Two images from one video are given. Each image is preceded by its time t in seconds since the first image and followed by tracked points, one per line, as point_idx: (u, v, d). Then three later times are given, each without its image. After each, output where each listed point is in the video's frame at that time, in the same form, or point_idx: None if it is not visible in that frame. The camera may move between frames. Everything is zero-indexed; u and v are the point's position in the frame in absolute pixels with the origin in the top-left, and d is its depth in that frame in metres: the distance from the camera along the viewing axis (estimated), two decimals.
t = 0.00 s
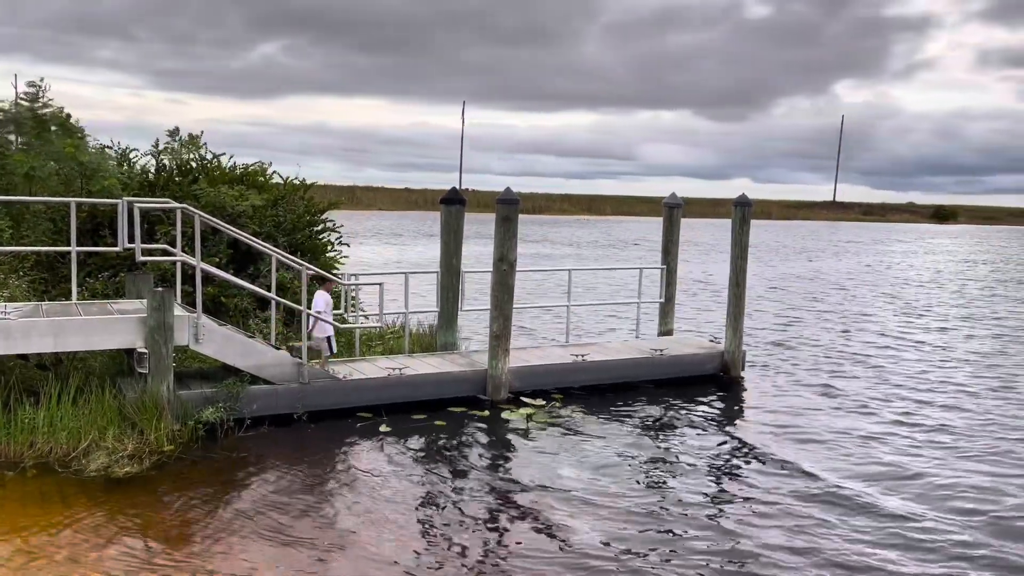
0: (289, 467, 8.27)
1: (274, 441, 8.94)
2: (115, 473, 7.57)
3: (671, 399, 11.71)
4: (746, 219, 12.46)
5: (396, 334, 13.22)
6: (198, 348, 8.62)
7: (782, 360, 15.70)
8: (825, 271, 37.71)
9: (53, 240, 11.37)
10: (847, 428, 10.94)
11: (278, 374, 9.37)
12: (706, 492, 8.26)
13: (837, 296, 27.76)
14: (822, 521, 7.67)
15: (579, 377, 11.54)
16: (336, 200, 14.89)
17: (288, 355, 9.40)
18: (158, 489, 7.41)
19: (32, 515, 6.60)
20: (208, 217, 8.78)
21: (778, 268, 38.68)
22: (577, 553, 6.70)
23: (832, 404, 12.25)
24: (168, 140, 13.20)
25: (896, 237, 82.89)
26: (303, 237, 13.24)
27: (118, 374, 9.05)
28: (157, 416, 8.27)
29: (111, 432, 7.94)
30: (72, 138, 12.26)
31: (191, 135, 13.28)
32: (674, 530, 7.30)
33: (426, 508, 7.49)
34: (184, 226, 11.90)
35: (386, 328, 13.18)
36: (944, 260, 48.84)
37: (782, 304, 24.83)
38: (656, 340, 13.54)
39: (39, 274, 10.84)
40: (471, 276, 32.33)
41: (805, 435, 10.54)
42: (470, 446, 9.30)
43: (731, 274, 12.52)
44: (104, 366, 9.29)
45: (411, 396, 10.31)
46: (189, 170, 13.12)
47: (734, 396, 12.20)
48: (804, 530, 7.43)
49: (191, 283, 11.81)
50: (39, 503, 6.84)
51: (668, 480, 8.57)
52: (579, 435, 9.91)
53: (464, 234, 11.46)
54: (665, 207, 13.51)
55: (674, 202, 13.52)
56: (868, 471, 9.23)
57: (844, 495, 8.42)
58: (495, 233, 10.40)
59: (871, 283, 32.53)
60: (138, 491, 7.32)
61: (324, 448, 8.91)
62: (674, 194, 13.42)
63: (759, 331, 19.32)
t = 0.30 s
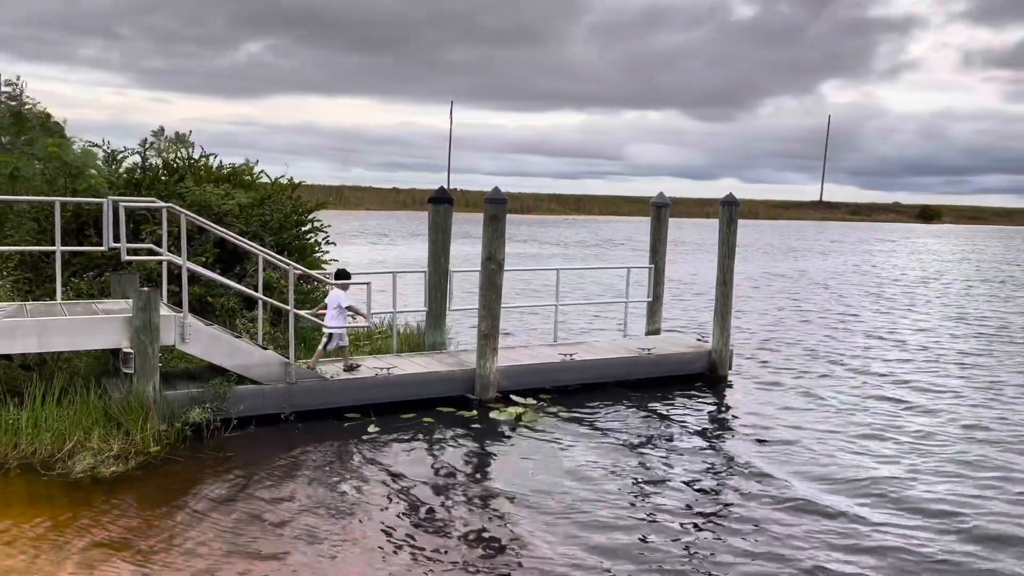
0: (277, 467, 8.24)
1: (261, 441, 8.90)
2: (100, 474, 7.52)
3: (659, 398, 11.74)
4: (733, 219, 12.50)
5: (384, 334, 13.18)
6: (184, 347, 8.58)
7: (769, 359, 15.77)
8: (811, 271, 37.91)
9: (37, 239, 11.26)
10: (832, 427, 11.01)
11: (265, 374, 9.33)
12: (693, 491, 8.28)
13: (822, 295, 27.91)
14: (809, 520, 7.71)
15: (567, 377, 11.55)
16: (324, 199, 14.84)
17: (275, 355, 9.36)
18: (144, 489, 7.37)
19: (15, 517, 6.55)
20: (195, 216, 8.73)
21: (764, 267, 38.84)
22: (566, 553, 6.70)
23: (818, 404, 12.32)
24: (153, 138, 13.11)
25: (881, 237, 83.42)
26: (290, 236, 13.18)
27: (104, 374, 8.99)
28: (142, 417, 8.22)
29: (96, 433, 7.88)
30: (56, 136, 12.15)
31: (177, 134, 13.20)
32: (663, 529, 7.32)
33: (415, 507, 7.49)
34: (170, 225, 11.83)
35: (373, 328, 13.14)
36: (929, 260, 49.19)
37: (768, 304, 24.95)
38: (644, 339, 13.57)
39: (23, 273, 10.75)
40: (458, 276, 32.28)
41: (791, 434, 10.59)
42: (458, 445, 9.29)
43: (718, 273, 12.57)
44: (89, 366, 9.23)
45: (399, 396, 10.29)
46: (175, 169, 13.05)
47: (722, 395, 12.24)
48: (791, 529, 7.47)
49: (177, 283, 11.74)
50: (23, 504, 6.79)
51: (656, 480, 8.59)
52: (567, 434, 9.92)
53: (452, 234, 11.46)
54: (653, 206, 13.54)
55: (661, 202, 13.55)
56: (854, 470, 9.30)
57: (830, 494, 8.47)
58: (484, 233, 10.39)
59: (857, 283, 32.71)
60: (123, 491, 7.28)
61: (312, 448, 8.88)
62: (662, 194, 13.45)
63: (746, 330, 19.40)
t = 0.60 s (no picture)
0: (265, 468, 8.22)
1: (248, 442, 8.87)
2: (86, 475, 7.49)
3: (647, 397, 11.77)
4: (720, 218, 12.55)
5: (372, 334, 13.15)
6: (170, 348, 8.54)
7: (755, 358, 15.84)
8: (797, 270, 38.09)
9: (21, 240, 11.17)
10: (819, 426, 11.08)
11: (252, 374, 9.29)
12: (681, 490, 8.32)
13: (809, 295, 28.04)
14: (797, 518, 7.75)
15: (555, 376, 11.56)
16: (311, 199, 14.79)
17: (262, 355, 9.33)
18: (131, 491, 7.33)
19: None
20: (181, 216, 8.68)
21: (751, 267, 38.98)
22: (555, 552, 6.72)
23: (804, 403, 12.38)
24: (139, 138, 13.04)
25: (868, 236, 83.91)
26: (277, 236, 13.14)
27: (89, 375, 8.94)
28: (129, 418, 8.18)
29: (81, 434, 7.84)
30: (40, 136, 12.06)
31: (163, 133, 13.13)
32: (651, 527, 7.34)
33: (404, 507, 7.49)
34: (156, 225, 11.77)
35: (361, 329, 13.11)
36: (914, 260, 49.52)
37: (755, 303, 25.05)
38: (631, 339, 13.60)
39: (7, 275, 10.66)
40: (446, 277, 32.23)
41: (778, 433, 10.64)
42: (447, 445, 9.28)
43: (705, 272, 12.61)
44: (74, 368, 9.17)
45: (387, 396, 10.28)
46: (161, 168, 12.98)
47: (709, 394, 12.29)
48: (778, 527, 7.52)
49: (163, 283, 11.67)
50: (7, 506, 6.74)
51: (643, 478, 8.63)
52: (555, 434, 9.93)
53: (439, 234, 11.45)
54: (640, 206, 13.57)
55: (649, 201, 13.59)
56: (840, 468, 9.36)
57: (817, 492, 8.52)
58: (471, 232, 10.39)
59: (842, 283, 32.89)
60: (110, 493, 7.24)
61: (300, 449, 8.85)
62: (649, 193, 13.49)
63: (732, 330, 19.47)
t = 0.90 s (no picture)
0: (253, 469, 8.21)
1: (236, 444, 8.85)
2: (73, 478, 7.45)
3: (635, 397, 11.81)
4: (708, 218, 12.61)
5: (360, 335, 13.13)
6: (158, 350, 8.50)
7: (743, 358, 15.91)
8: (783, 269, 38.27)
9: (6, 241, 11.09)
10: (806, 426, 11.14)
11: (239, 376, 9.26)
12: (670, 490, 8.36)
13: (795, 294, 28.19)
14: (784, 518, 7.81)
15: (543, 377, 11.58)
16: (298, 199, 14.75)
17: (249, 357, 9.30)
18: (118, 494, 7.29)
19: None
20: (167, 218, 8.64)
21: (737, 266, 39.15)
22: (545, 553, 6.75)
23: (791, 402, 12.45)
24: (124, 138, 12.97)
25: (854, 236, 84.40)
26: (264, 237, 13.10)
27: (75, 377, 8.89)
28: (116, 420, 8.14)
29: (68, 437, 7.79)
30: (25, 136, 11.98)
31: (149, 133, 13.07)
32: (640, 528, 7.38)
33: (393, 509, 7.50)
34: (142, 226, 11.71)
35: (349, 330, 13.08)
36: (899, 259, 49.84)
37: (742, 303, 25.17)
38: (619, 339, 13.64)
39: None
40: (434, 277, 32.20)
41: (765, 432, 10.71)
42: (436, 446, 9.29)
43: (693, 272, 12.65)
44: (60, 369, 9.11)
45: (375, 397, 10.27)
46: (147, 169, 12.93)
47: (697, 394, 12.34)
48: (766, 527, 7.57)
49: (149, 284, 11.62)
50: None
51: (632, 478, 8.66)
52: (544, 434, 9.95)
53: (427, 234, 11.45)
54: (628, 206, 13.61)
55: (637, 202, 13.63)
56: (827, 467, 9.43)
57: (804, 491, 8.58)
58: (460, 233, 10.39)
59: (828, 282, 33.08)
60: (97, 496, 7.20)
61: (288, 450, 8.84)
62: (637, 194, 13.53)
63: (719, 330, 19.56)
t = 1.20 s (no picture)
0: (239, 472, 8.18)
1: (221, 447, 8.80)
2: (56, 482, 7.39)
3: (622, 397, 11.83)
4: (694, 218, 12.64)
5: (346, 336, 13.09)
6: (143, 352, 8.45)
7: (729, 357, 15.97)
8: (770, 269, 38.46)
9: None
10: (792, 424, 11.19)
11: (225, 378, 9.21)
12: (657, 489, 8.37)
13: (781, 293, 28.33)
14: (771, 516, 7.82)
15: (530, 377, 11.58)
16: (284, 200, 14.69)
17: (235, 358, 9.24)
18: (102, 497, 7.24)
19: None
20: (152, 219, 8.58)
21: (724, 266, 39.32)
22: (531, 554, 6.74)
23: (777, 401, 12.50)
24: (108, 139, 12.89)
25: (840, 235, 84.84)
26: (250, 238, 13.04)
27: (58, 380, 8.82)
28: (100, 423, 8.08)
29: (51, 440, 7.73)
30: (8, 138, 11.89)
31: (134, 134, 13.00)
32: (626, 527, 7.38)
33: (379, 511, 7.48)
34: (126, 227, 11.64)
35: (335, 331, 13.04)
36: (883, 258, 50.18)
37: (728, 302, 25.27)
38: (607, 339, 13.65)
39: None
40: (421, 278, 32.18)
41: (752, 431, 10.74)
42: (423, 447, 9.27)
43: (679, 272, 12.68)
44: (43, 372, 9.04)
45: (362, 398, 10.23)
46: (132, 171, 12.85)
47: (684, 393, 12.37)
48: (752, 525, 7.58)
49: (134, 286, 11.55)
50: None
51: (619, 478, 8.66)
52: (531, 434, 9.94)
53: (414, 235, 11.42)
54: (615, 206, 13.63)
55: (623, 202, 13.65)
56: (813, 465, 9.46)
57: (790, 490, 8.61)
58: (446, 233, 10.37)
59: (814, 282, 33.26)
60: (80, 499, 7.15)
61: (274, 453, 8.79)
62: (624, 194, 13.55)
63: (706, 329, 19.63)
